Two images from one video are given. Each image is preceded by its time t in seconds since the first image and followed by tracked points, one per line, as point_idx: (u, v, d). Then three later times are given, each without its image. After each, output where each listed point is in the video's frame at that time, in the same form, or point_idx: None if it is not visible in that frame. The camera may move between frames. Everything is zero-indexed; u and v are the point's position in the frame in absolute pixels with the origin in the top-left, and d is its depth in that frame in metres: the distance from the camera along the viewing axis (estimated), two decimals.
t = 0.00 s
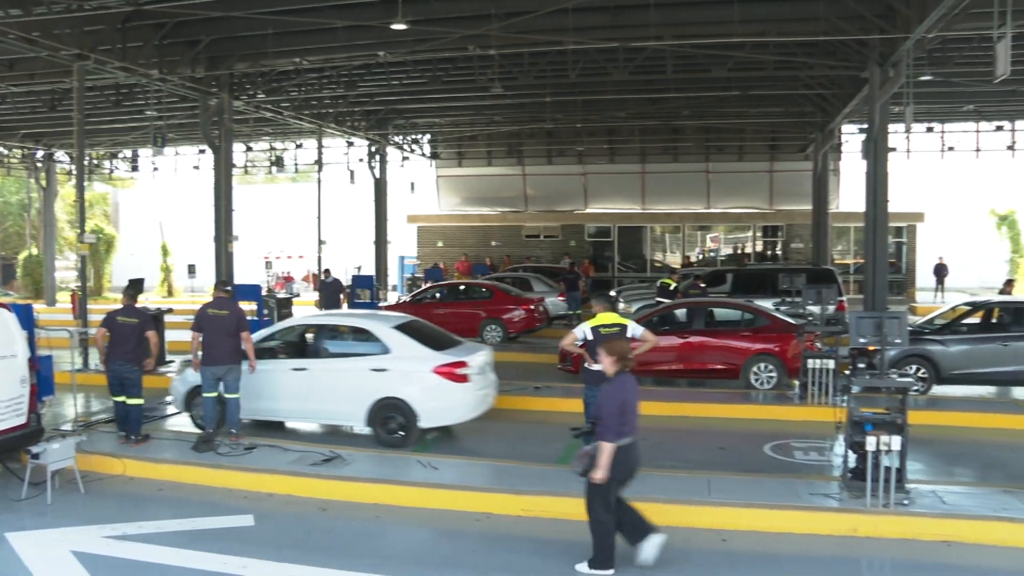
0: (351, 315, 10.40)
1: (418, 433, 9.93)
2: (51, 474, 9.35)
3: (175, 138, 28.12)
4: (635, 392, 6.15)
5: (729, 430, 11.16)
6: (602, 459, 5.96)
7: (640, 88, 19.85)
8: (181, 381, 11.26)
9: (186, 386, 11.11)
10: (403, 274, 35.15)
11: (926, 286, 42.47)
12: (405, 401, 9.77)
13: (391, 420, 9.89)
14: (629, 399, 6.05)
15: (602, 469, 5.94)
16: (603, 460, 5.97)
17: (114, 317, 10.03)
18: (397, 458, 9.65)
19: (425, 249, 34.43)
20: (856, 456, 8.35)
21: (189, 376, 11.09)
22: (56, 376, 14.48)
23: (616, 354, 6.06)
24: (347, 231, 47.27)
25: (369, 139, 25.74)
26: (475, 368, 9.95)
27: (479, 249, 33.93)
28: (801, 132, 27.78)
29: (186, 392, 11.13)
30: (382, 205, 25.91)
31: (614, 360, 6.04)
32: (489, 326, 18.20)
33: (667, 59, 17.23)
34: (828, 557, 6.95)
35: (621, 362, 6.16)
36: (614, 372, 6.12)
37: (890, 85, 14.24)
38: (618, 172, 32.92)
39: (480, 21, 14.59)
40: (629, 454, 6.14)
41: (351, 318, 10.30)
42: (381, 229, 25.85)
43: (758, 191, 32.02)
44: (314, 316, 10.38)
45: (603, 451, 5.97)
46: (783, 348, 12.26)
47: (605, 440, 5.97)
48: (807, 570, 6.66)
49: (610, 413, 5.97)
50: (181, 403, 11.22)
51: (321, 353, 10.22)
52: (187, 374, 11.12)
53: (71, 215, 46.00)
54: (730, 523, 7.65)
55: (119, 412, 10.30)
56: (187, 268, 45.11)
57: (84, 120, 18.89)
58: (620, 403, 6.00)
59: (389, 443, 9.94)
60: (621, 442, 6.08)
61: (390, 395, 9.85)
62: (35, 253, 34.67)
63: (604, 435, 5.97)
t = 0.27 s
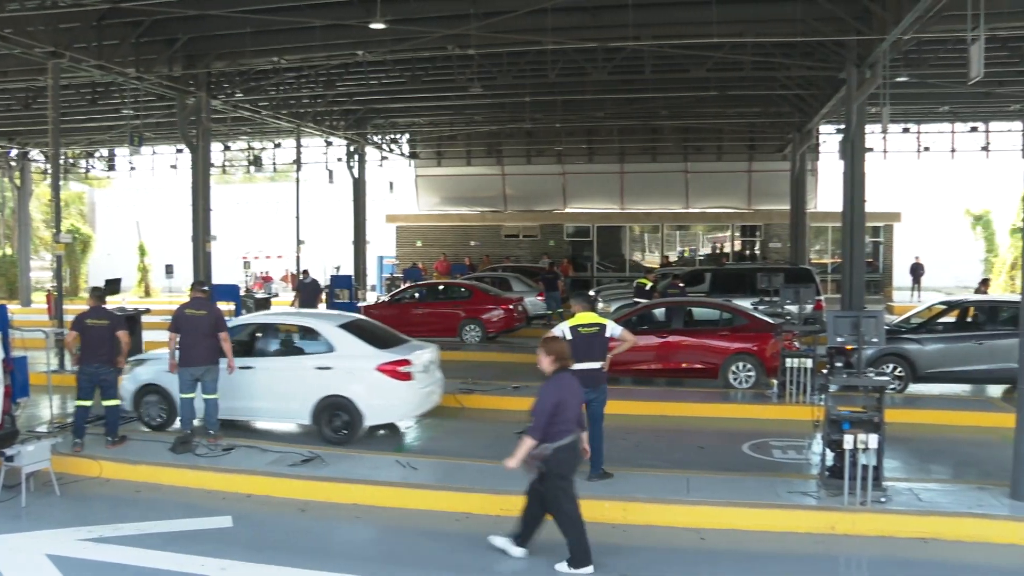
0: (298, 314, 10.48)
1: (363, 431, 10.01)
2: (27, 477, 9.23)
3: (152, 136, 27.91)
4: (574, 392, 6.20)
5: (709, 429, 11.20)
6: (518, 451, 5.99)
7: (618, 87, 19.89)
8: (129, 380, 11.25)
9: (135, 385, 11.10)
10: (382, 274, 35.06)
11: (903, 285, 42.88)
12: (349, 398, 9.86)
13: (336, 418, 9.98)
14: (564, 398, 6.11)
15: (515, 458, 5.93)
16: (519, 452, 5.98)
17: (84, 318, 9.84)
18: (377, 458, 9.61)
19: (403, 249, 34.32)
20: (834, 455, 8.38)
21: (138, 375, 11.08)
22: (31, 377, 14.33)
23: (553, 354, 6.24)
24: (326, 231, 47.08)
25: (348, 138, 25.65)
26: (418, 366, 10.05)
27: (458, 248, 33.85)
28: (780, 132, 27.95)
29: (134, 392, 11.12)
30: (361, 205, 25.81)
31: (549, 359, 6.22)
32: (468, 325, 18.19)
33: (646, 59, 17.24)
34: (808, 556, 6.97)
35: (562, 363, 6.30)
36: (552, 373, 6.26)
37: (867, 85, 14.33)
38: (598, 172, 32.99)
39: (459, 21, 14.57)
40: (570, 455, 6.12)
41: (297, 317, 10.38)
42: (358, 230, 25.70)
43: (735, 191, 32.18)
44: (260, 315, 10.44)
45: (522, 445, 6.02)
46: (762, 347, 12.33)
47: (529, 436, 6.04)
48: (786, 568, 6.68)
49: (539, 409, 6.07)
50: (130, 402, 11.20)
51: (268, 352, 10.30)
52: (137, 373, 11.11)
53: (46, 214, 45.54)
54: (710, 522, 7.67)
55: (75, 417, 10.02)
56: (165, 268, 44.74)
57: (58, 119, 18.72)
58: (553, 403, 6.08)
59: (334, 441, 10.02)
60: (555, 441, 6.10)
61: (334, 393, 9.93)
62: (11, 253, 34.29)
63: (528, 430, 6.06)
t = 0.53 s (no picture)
0: (247, 314, 10.56)
1: (311, 429, 10.11)
2: (4, 479, 9.13)
3: (131, 136, 27.74)
4: (517, 388, 6.39)
5: (691, 428, 11.22)
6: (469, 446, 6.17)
7: (599, 87, 19.96)
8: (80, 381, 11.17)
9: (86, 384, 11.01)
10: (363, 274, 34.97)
11: (882, 284, 43.25)
12: (295, 396, 9.96)
13: (284, 417, 10.07)
14: (507, 395, 6.29)
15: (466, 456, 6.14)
16: (470, 448, 6.16)
17: (49, 319, 9.67)
18: (357, 459, 9.57)
19: (384, 249, 34.26)
20: (813, 453, 8.40)
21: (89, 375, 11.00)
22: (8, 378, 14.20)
23: (497, 350, 6.43)
24: (306, 231, 46.93)
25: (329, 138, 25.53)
26: (365, 365, 10.16)
27: (439, 248, 33.84)
28: (761, 132, 28.09)
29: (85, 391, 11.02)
30: (342, 205, 25.70)
31: (494, 356, 6.40)
32: (449, 325, 18.17)
33: (626, 59, 17.29)
34: (788, 554, 7.00)
35: (506, 360, 6.50)
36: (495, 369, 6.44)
37: (846, 86, 14.41)
38: (579, 172, 33.07)
39: (439, 20, 14.57)
40: (513, 452, 6.31)
41: (246, 316, 10.46)
42: (338, 230, 25.60)
43: (716, 190, 32.29)
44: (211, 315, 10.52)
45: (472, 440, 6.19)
46: (742, 347, 12.39)
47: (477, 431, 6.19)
48: (766, 567, 6.70)
49: (484, 404, 6.21)
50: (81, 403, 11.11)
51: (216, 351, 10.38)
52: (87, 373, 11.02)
53: (24, 214, 45.14)
54: (690, 520, 7.69)
55: (46, 420, 9.84)
56: (145, 267, 44.46)
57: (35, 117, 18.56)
58: (499, 398, 6.23)
59: (282, 439, 10.11)
60: (500, 436, 6.25)
61: (280, 391, 10.01)
62: None
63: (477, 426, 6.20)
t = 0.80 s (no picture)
0: (198, 314, 10.68)
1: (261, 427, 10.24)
2: None
3: (109, 134, 27.54)
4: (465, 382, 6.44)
5: (673, 428, 11.25)
6: (436, 448, 6.19)
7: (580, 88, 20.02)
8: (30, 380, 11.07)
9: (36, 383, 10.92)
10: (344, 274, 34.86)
11: (862, 284, 43.59)
12: (245, 396, 10.09)
13: (234, 416, 10.18)
14: (461, 391, 6.31)
15: (435, 457, 6.19)
16: (437, 449, 6.19)
17: (20, 320, 9.59)
18: (337, 460, 9.53)
19: (365, 249, 34.15)
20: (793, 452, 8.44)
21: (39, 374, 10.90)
22: None
23: (445, 348, 6.37)
24: (287, 231, 46.77)
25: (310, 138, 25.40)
26: (314, 365, 10.34)
27: (420, 248, 33.77)
28: (741, 132, 28.20)
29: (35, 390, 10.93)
30: (323, 205, 25.60)
31: (444, 353, 6.33)
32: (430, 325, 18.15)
33: (607, 59, 17.33)
34: (768, 551, 7.04)
35: (454, 355, 6.42)
36: (444, 366, 6.37)
37: (826, 86, 14.50)
38: (560, 172, 33.12)
39: (419, 20, 14.54)
40: (467, 439, 6.44)
41: (197, 316, 10.59)
42: (319, 230, 25.51)
43: (697, 190, 32.37)
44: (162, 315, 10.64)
45: (438, 442, 6.19)
46: (723, 346, 12.46)
47: (440, 430, 6.18)
48: (747, 565, 6.72)
49: (442, 404, 6.19)
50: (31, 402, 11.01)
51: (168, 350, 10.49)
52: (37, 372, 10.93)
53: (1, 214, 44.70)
54: (671, 519, 7.71)
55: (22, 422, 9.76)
56: (123, 267, 44.14)
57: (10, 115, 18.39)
58: (455, 396, 6.25)
59: (232, 438, 10.22)
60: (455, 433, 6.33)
61: (230, 390, 10.13)
62: None
63: (439, 425, 6.19)
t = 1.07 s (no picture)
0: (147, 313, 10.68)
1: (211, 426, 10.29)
2: None
3: (86, 133, 27.29)
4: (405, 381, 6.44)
5: (656, 427, 11.28)
6: (383, 453, 6.22)
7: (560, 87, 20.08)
8: None
9: None
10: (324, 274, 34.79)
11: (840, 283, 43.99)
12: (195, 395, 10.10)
13: (184, 415, 10.21)
14: (400, 390, 6.32)
15: (386, 462, 6.21)
16: (384, 454, 6.22)
17: None
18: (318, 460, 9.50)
19: (345, 249, 34.17)
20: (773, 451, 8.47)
21: None
22: None
23: (384, 349, 6.36)
24: (267, 231, 46.56)
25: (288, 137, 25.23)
26: (264, 363, 10.43)
27: (400, 248, 33.83)
28: (721, 132, 28.31)
29: None
30: (303, 204, 25.51)
31: (382, 355, 6.32)
32: (409, 326, 18.14)
33: (587, 59, 17.41)
34: (750, 550, 7.07)
35: (394, 355, 6.43)
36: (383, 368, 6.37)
37: (805, 87, 14.61)
38: (540, 171, 33.20)
39: (400, 20, 14.52)
40: (408, 437, 6.48)
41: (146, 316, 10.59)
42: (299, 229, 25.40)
43: (677, 190, 32.53)
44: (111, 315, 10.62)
45: (383, 445, 6.22)
46: (703, 346, 12.53)
47: (383, 433, 6.21)
48: (730, 564, 6.74)
49: (383, 406, 6.20)
50: None
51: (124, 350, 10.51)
52: None
53: None
54: (654, 518, 7.72)
55: None
56: (101, 267, 43.78)
57: None
58: (393, 397, 6.26)
59: (183, 436, 10.25)
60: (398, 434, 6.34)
61: (180, 389, 10.14)
62: None
63: (381, 427, 6.20)
